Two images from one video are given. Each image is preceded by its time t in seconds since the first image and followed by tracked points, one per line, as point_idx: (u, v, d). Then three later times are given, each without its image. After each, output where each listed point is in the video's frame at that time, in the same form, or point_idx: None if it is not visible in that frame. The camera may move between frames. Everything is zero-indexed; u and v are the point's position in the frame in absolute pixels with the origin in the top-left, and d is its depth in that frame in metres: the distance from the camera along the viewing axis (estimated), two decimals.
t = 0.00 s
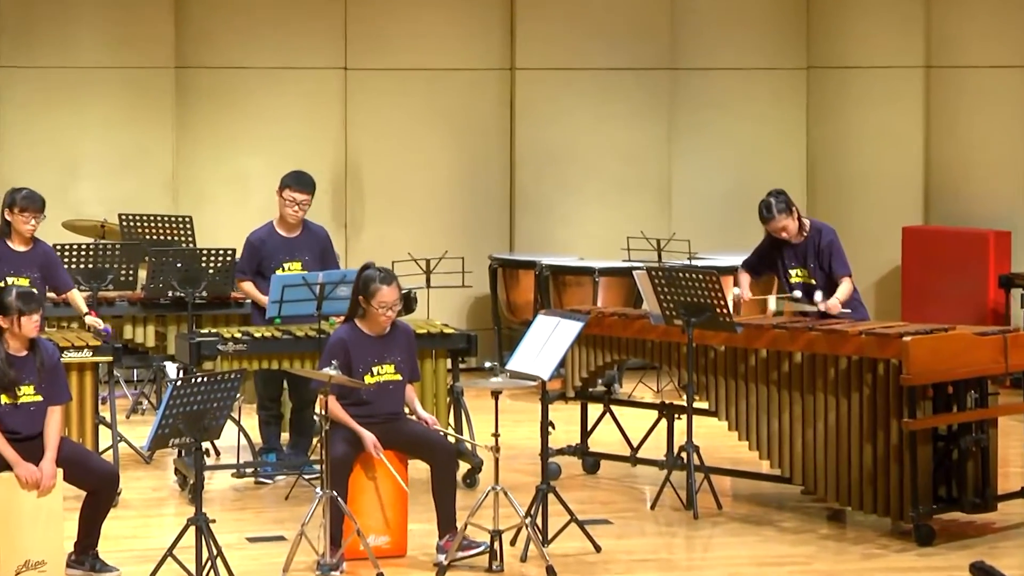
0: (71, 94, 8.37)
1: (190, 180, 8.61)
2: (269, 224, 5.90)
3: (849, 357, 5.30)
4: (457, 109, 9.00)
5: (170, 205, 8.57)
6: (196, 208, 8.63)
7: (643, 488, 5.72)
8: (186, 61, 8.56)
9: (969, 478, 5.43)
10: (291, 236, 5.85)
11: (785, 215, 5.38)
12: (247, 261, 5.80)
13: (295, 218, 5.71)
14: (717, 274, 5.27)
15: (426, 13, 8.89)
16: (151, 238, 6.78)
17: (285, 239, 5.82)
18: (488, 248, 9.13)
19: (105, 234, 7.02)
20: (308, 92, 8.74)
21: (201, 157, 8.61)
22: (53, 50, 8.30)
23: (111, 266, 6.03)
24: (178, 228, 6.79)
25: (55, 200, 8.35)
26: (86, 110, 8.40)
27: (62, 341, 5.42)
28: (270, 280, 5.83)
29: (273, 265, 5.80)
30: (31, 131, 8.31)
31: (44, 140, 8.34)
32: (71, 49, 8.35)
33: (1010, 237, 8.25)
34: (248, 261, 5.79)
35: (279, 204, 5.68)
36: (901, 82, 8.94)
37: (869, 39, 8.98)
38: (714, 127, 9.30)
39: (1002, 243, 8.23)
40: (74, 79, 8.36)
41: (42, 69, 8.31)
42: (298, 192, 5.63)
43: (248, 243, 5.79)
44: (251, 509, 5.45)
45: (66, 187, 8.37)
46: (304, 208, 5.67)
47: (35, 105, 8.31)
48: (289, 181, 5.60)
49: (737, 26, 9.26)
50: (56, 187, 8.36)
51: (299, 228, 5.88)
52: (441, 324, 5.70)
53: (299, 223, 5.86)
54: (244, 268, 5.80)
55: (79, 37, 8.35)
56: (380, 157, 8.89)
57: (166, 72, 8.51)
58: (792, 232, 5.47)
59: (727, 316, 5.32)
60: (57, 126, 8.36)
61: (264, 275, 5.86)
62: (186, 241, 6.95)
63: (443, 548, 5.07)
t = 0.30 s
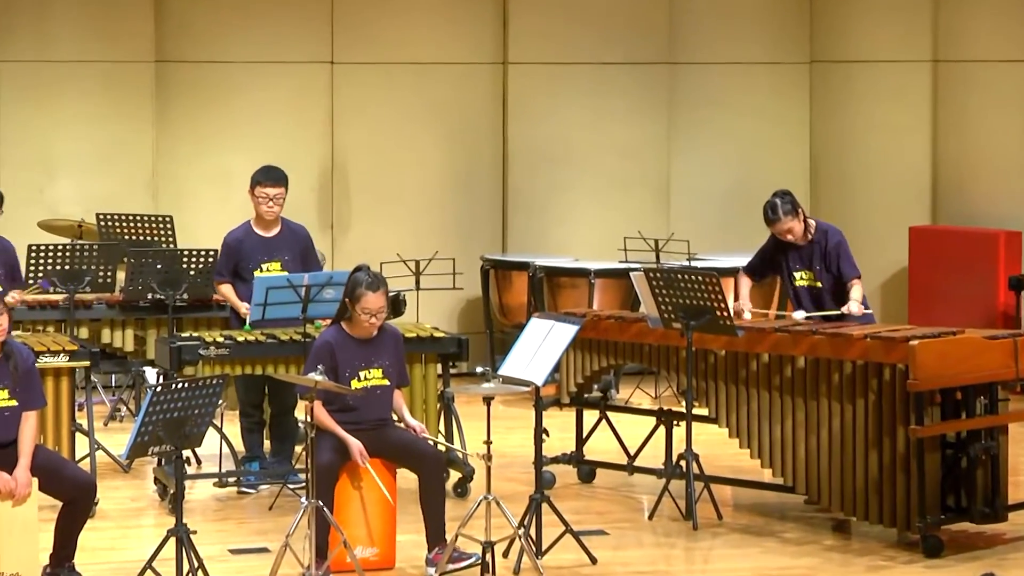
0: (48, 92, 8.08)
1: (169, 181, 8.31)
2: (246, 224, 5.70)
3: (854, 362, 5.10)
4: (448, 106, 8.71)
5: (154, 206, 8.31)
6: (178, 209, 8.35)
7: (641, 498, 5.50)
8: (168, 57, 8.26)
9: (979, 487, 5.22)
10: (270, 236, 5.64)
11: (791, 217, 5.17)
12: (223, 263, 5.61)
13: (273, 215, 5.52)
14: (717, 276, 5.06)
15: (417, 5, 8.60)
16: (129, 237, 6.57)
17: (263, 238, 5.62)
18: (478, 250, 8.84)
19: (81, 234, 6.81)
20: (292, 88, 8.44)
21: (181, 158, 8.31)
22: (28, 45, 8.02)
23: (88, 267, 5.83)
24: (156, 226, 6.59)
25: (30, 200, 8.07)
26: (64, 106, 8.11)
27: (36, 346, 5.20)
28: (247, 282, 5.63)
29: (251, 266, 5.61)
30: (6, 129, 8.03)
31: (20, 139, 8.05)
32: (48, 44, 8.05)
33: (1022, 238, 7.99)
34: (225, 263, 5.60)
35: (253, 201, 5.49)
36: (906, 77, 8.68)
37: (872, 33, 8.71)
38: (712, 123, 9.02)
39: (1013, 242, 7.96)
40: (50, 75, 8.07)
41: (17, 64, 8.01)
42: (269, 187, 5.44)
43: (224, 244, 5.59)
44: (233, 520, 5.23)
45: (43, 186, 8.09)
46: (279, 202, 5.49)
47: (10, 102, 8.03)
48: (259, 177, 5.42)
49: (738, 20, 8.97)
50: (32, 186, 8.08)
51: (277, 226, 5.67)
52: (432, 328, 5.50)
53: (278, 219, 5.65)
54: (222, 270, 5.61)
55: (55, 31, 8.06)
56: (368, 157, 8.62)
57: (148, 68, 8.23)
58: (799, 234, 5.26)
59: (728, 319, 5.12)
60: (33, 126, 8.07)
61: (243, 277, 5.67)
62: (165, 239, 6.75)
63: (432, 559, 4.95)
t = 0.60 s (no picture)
0: (27, 87, 7.83)
1: (153, 179, 8.09)
2: (222, 226, 5.57)
3: (857, 366, 4.92)
4: (440, 101, 8.49)
5: (138, 205, 8.09)
6: (162, 208, 8.12)
7: (638, 507, 5.31)
8: (150, 51, 8.03)
9: (986, 496, 5.05)
10: (247, 237, 5.52)
11: (794, 218, 5.00)
12: (200, 266, 5.47)
13: (251, 217, 5.43)
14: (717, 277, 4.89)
15: None
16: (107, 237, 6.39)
17: (241, 239, 5.50)
18: (469, 251, 8.62)
19: (58, 233, 6.64)
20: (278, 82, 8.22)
21: (167, 154, 8.10)
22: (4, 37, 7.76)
23: (65, 268, 5.65)
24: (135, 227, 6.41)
25: (5, 198, 7.82)
26: (41, 101, 7.86)
27: (12, 350, 5.01)
28: (225, 285, 5.51)
29: (229, 268, 5.49)
30: None
31: None
32: (25, 36, 7.79)
33: None
34: (202, 266, 5.46)
35: (229, 202, 5.39)
36: (909, 72, 8.48)
37: (874, 27, 8.51)
38: (709, 119, 8.82)
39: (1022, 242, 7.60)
40: (27, 68, 7.82)
41: None
42: (247, 188, 5.35)
43: (201, 246, 5.45)
44: (216, 530, 5.05)
45: (19, 184, 7.84)
46: (256, 203, 5.40)
47: None
48: (235, 179, 5.33)
49: (736, 13, 8.79)
50: (8, 184, 7.83)
51: (254, 227, 5.55)
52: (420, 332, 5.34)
53: (254, 221, 5.53)
54: (198, 274, 5.47)
55: (32, 23, 7.80)
56: (357, 154, 8.41)
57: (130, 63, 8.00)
58: (802, 235, 5.08)
59: (728, 322, 4.94)
60: (11, 123, 7.82)
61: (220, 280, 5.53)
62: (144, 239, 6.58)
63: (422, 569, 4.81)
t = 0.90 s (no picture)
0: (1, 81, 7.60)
1: (134, 176, 7.87)
2: (197, 226, 5.41)
3: (857, 372, 4.75)
4: (430, 96, 8.30)
5: (118, 203, 7.87)
6: (143, 206, 7.90)
7: (630, 517, 5.13)
8: (132, 44, 7.83)
9: (990, 505, 4.87)
10: (224, 237, 5.37)
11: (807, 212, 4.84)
12: (175, 268, 5.31)
13: (229, 216, 5.28)
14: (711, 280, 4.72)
15: None
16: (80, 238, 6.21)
17: (218, 239, 5.35)
18: (457, 251, 8.44)
19: (29, 235, 6.49)
20: (263, 77, 8.02)
21: (148, 151, 7.88)
22: None
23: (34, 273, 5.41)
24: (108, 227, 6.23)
25: None
26: (16, 96, 7.63)
27: None
28: (202, 286, 5.35)
29: (207, 270, 5.33)
30: None
31: None
32: None
33: None
34: (177, 269, 5.30)
35: (205, 201, 5.25)
36: (909, 66, 8.31)
37: (873, 20, 8.33)
38: (703, 115, 8.64)
39: None
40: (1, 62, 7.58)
41: None
42: (223, 186, 5.20)
43: (176, 247, 5.29)
44: (193, 541, 4.86)
45: None
46: (233, 202, 5.25)
47: None
48: (211, 177, 5.18)
49: (731, 7, 8.60)
50: None
51: (231, 226, 5.41)
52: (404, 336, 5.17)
53: (231, 220, 5.39)
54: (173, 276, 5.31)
55: (6, 15, 7.56)
56: (344, 151, 8.21)
57: (111, 56, 7.80)
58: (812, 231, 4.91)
59: (722, 326, 4.77)
60: None
61: (196, 284, 5.38)
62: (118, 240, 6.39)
63: None
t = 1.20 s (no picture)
0: None
1: (110, 174, 7.71)
2: (175, 227, 5.26)
3: (849, 378, 4.58)
4: (415, 92, 8.14)
5: (97, 200, 7.72)
6: (122, 203, 7.74)
7: (614, 528, 4.96)
8: (111, 39, 7.66)
9: (986, 516, 4.70)
10: (204, 238, 5.22)
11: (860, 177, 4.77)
12: (149, 270, 5.14)
13: (210, 217, 5.13)
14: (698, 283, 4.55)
15: None
16: (45, 241, 6.09)
17: (197, 241, 5.19)
18: (440, 250, 8.27)
19: None
20: (245, 71, 7.87)
21: (128, 147, 7.73)
22: None
23: None
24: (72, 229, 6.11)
25: None
26: None
27: None
28: (179, 289, 5.19)
29: (185, 272, 5.17)
30: None
31: None
32: None
33: None
34: (155, 271, 5.15)
35: (185, 204, 5.08)
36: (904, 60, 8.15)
37: (867, 13, 8.17)
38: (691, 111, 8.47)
39: None
40: None
41: None
42: (205, 189, 5.03)
43: (154, 248, 5.13)
44: (161, 555, 4.67)
45: None
46: (213, 203, 5.10)
47: None
48: (191, 178, 5.00)
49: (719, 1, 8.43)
50: None
51: (211, 227, 5.25)
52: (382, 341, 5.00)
53: (211, 222, 5.23)
54: (150, 278, 5.15)
55: None
56: (327, 147, 8.03)
57: (91, 51, 7.64)
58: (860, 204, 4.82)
59: (710, 331, 4.61)
60: None
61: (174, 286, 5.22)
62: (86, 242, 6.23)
63: None
